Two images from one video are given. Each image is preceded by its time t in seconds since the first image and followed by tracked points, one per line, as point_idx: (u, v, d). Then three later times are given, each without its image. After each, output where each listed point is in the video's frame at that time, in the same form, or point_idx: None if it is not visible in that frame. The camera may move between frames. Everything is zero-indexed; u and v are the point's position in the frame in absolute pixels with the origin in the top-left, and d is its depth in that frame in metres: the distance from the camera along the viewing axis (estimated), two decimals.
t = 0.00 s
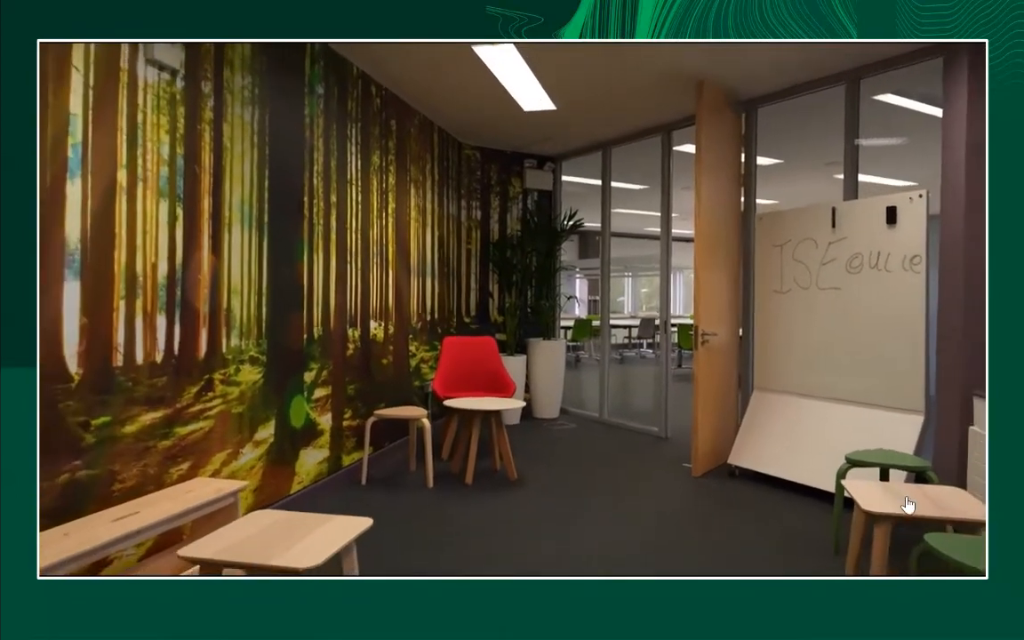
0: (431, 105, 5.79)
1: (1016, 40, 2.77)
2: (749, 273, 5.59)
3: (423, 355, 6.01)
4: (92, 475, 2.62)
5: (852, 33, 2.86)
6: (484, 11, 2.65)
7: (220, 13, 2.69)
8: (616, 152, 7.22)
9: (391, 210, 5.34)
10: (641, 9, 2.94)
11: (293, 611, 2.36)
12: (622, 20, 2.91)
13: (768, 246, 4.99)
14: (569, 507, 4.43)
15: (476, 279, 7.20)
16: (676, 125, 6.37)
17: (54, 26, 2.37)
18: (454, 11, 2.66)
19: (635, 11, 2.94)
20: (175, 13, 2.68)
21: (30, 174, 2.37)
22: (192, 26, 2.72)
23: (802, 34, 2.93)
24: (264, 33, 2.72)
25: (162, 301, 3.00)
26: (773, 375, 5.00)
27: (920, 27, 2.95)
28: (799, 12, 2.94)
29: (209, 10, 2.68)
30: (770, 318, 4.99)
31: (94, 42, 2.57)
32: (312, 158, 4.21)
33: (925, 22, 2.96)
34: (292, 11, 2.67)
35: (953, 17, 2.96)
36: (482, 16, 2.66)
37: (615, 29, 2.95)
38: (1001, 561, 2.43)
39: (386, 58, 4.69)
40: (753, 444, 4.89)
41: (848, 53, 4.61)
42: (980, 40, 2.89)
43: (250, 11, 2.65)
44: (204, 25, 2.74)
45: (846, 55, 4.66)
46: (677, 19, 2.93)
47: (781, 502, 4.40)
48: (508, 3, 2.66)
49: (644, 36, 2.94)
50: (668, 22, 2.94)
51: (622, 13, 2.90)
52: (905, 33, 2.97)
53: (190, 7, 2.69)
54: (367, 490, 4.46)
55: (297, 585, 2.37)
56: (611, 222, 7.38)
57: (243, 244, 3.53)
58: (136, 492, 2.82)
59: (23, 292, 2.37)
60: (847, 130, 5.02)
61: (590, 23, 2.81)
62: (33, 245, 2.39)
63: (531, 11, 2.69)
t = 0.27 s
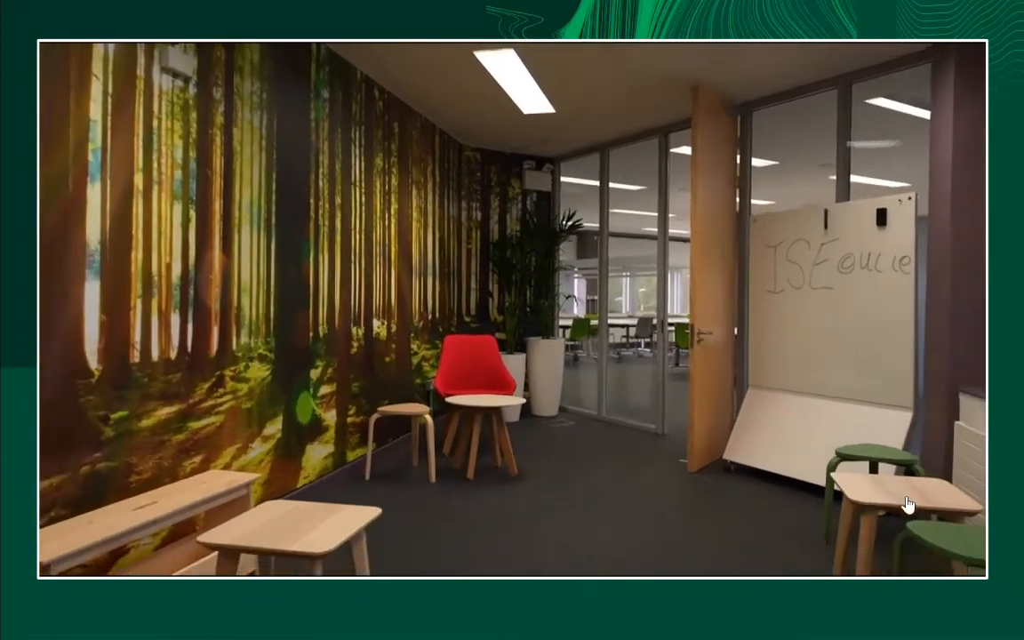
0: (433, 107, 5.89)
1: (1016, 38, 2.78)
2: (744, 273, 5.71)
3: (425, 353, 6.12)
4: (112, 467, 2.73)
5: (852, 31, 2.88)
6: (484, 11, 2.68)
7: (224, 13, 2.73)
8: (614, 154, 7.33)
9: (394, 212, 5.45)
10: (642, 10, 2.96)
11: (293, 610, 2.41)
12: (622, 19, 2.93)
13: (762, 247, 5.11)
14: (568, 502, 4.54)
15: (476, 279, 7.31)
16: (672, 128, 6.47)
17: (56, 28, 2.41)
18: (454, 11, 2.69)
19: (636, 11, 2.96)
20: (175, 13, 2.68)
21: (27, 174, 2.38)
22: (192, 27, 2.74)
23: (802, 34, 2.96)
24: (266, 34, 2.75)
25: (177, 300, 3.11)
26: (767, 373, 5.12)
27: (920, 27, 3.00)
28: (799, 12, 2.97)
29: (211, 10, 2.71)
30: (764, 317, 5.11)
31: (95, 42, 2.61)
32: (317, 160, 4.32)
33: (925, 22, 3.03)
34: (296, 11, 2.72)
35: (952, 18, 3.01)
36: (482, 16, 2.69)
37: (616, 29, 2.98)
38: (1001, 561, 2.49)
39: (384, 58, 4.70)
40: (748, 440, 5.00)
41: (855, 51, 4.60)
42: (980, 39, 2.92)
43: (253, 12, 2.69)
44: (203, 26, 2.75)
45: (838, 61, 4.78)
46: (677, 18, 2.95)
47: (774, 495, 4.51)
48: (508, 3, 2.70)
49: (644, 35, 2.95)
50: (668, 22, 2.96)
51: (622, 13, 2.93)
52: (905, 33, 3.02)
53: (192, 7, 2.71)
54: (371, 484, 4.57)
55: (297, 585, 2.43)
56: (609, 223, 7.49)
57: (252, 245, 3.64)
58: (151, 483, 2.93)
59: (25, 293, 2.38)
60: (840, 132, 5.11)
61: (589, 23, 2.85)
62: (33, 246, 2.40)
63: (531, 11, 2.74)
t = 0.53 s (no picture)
0: (436, 111, 6.04)
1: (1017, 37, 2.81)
2: (739, 273, 5.87)
3: (428, 351, 6.28)
4: (138, 456, 2.88)
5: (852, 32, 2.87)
6: (484, 11, 2.69)
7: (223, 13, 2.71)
8: (613, 157, 7.49)
9: (398, 213, 5.60)
10: (642, 9, 2.95)
11: (293, 610, 2.48)
12: (622, 20, 2.97)
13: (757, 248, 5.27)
14: (568, 495, 4.69)
15: (478, 279, 7.47)
16: (670, 132, 6.63)
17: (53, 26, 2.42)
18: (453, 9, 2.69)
19: (635, 11, 2.96)
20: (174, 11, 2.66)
21: (27, 171, 2.38)
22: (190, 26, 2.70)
23: (802, 33, 2.93)
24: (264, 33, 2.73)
25: (197, 299, 3.26)
26: (761, 370, 5.28)
27: (920, 28, 3.01)
28: (799, 12, 2.94)
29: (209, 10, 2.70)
30: (758, 316, 5.27)
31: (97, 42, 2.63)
32: (326, 164, 4.46)
33: (925, 22, 3.03)
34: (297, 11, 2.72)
35: (952, 17, 3.01)
36: (482, 16, 2.69)
37: (616, 28, 3.02)
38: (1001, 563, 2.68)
39: (382, 57, 4.71)
40: (743, 435, 5.16)
41: (857, 53, 4.61)
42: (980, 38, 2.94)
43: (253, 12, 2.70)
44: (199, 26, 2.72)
45: (830, 68, 4.94)
46: (677, 18, 2.92)
47: (768, 488, 4.67)
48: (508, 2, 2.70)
49: (644, 35, 2.95)
50: (668, 22, 2.94)
51: (622, 12, 2.96)
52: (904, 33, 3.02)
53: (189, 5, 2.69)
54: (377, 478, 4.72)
55: (296, 585, 2.50)
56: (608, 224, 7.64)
57: (265, 247, 3.79)
58: (174, 472, 3.08)
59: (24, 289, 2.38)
60: (833, 135, 5.25)
61: (589, 23, 2.87)
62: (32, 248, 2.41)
63: (531, 11, 2.75)
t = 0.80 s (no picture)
0: (438, 115, 6.19)
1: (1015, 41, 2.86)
2: (733, 272, 6.04)
3: (431, 349, 6.44)
4: (161, 447, 3.04)
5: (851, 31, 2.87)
6: (484, 11, 2.73)
7: (225, 12, 2.76)
8: (611, 159, 7.65)
9: (402, 215, 5.76)
10: (642, 9, 2.92)
11: (293, 610, 2.55)
12: (622, 20, 2.91)
13: (750, 248, 5.44)
14: (568, 488, 4.85)
15: (479, 278, 7.64)
16: (667, 134, 6.79)
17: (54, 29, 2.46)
18: (454, 10, 2.73)
19: (636, 10, 2.92)
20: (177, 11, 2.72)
21: (27, 171, 2.44)
22: (190, 26, 2.75)
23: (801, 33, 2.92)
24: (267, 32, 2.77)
25: (214, 297, 3.43)
26: (755, 366, 5.45)
27: (920, 28, 3.00)
28: (798, 11, 2.93)
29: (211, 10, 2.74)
30: (752, 314, 5.44)
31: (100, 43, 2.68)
32: (334, 168, 4.62)
33: (925, 22, 3.02)
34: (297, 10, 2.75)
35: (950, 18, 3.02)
36: (482, 15, 2.74)
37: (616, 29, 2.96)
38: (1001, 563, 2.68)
39: (381, 58, 4.73)
40: (736, 429, 5.33)
41: (857, 52, 4.65)
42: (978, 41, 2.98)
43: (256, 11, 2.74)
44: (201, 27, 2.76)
45: (820, 74, 5.11)
46: (677, 19, 2.91)
47: (760, 480, 4.85)
48: (508, 3, 2.74)
49: (644, 35, 2.92)
50: (668, 22, 2.93)
51: (622, 13, 2.92)
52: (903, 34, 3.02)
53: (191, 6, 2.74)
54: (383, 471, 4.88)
55: (297, 585, 2.57)
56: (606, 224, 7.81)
57: (278, 247, 3.95)
58: (193, 463, 3.24)
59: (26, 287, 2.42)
60: (823, 137, 5.43)
61: (590, 22, 2.84)
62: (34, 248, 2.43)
63: (531, 11, 2.77)
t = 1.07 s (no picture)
0: (440, 119, 6.30)
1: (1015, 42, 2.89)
2: (729, 274, 6.16)
3: (432, 349, 6.56)
4: (174, 442, 3.15)
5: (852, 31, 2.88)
6: (484, 11, 2.76)
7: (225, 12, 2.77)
8: (609, 162, 7.77)
9: (404, 217, 5.87)
10: (642, 8, 2.87)
11: (292, 610, 2.65)
12: (622, 20, 2.87)
13: (745, 250, 5.56)
14: (567, 485, 4.96)
15: (479, 279, 7.76)
16: (664, 138, 6.91)
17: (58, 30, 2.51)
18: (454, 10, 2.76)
19: (636, 10, 2.88)
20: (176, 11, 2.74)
21: (26, 170, 2.46)
22: (192, 26, 2.77)
23: (801, 34, 2.91)
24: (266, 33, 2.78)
25: (225, 298, 3.54)
26: (749, 366, 5.57)
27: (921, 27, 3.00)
28: (799, 11, 2.91)
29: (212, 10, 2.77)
30: (746, 314, 5.56)
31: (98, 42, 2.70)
32: (338, 171, 4.73)
33: (925, 22, 3.01)
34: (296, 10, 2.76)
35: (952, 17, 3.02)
36: (482, 15, 2.77)
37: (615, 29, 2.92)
38: (1002, 564, 2.64)
39: (381, 58, 4.73)
40: (732, 428, 5.46)
41: (849, 59, 4.76)
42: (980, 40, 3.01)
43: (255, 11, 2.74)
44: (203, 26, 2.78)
45: (814, 80, 5.23)
46: (677, 18, 2.87)
47: (755, 477, 4.97)
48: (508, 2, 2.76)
49: (644, 36, 2.88)
50: (668, 22, 2.89)
51: (622, 13, 2.88)
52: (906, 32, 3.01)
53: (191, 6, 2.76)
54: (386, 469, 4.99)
55: (297, 587, 2.67)
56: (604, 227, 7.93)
57: (285, 250, 4.06)
58: (205, 458, 3.35)
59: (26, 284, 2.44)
60: (815, 141, 5.59)
61: (590, 22, 2.81)
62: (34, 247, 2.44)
63: (530, 11, 2.77)
